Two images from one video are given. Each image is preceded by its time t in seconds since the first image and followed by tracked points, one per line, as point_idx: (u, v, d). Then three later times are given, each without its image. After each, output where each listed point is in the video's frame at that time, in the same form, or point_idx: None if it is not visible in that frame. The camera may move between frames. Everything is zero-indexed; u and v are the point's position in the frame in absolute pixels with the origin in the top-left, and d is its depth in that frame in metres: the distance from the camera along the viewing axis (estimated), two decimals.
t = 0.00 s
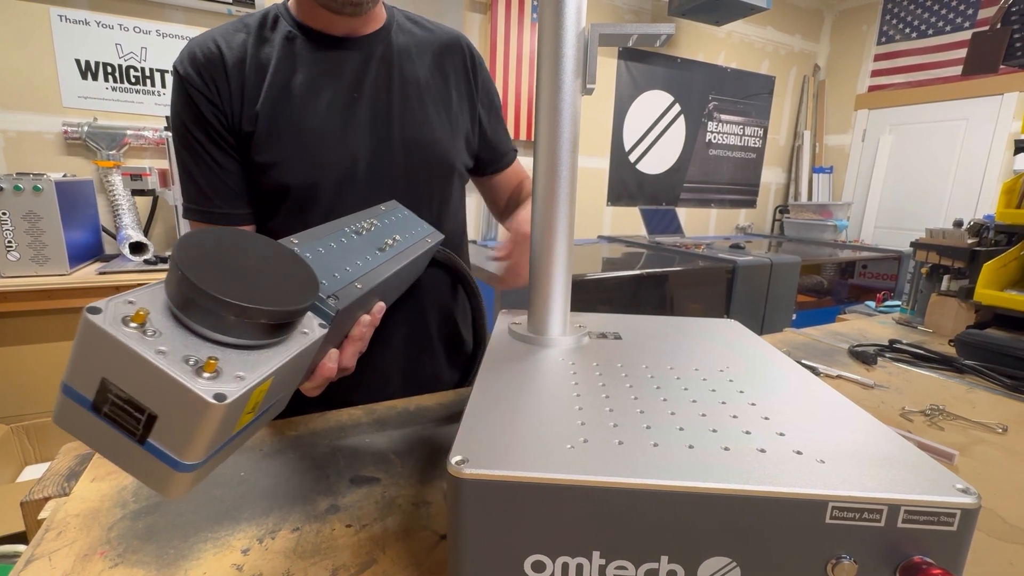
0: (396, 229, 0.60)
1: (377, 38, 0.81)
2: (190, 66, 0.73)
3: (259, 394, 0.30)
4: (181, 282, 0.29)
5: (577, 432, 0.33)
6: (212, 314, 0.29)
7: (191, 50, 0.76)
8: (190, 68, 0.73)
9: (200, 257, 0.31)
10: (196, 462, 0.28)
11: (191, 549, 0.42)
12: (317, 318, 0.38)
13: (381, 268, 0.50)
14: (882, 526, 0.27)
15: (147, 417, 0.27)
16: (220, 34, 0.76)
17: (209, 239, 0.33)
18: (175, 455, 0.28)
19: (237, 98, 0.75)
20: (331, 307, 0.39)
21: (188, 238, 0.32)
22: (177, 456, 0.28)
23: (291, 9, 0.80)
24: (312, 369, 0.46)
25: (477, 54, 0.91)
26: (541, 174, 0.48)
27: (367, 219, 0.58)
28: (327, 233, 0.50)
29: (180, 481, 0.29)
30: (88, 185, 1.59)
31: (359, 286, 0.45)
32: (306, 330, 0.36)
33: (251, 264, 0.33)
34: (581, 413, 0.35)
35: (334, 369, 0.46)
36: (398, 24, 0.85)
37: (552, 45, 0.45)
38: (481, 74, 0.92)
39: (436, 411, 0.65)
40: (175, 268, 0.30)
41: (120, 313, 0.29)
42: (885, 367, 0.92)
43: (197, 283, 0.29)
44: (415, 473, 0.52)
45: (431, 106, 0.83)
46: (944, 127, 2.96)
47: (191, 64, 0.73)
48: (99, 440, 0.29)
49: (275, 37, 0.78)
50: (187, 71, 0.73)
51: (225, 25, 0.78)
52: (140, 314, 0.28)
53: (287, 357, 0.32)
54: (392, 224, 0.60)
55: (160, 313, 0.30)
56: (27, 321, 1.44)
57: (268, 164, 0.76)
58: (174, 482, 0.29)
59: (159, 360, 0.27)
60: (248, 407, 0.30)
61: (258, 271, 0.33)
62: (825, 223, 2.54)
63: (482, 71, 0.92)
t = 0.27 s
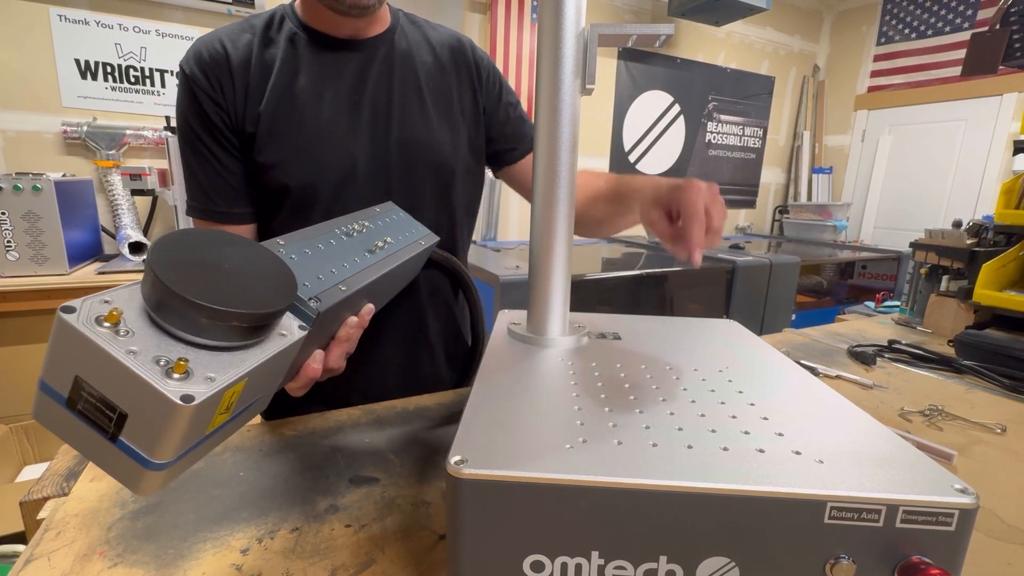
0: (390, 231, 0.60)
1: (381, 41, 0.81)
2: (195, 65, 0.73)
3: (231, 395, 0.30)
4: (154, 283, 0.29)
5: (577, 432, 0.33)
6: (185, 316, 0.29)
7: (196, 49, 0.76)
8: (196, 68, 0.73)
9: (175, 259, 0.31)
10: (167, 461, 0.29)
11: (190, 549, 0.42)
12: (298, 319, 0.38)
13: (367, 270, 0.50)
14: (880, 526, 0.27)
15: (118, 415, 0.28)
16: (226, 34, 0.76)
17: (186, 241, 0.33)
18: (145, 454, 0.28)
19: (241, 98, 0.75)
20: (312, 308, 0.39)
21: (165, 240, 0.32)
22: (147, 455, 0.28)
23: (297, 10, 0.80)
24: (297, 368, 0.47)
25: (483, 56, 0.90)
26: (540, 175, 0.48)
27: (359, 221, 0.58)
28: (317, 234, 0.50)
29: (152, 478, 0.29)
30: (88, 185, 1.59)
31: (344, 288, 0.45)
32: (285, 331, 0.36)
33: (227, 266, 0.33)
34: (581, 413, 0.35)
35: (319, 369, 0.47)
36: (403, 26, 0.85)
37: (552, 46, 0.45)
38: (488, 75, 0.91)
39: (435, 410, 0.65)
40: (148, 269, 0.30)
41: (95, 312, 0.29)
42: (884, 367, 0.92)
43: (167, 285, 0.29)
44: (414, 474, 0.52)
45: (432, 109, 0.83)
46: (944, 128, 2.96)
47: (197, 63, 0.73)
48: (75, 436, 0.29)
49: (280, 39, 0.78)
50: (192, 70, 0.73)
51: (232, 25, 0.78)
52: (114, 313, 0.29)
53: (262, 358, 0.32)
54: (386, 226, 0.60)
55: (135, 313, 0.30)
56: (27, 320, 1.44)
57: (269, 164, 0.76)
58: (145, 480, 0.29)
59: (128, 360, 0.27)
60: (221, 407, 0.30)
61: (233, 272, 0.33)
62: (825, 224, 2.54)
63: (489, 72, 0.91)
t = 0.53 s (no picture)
0: (389, 233, 0.60)
1: (381, 41, 0.80)
2: (197, 66, 0.73)
3: (217, 394, 0.30)
4: (144, 282, 0.29)
5: (576, 432, 0.33)
6: (172, 316, 0.29)
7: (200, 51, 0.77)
8: (198, 69, 0.73)
9: (168, 258, 0.31)
10: (151, 457, 0.29)
11: (188, 550, 0.42)
12: (288, 320, 0.37)
13: (361, 273, 0.50)
14: (879, 526, 0.27)
15: (106, 410, 0.28)
16: (228, 36, 0.77)
17: (182, 240, 0.33)
18: (130, 450, 0.28)
19: (240, 98, 0.75)
20: (302, 310, 0.39)
21: (158, 240, 0.32)
22: (132, 451, 0.28)
23: (300, 10, 0.80)
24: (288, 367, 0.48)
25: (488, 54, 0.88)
26: (540, 175, 0.48)
27: (357, 222, 0.58)
28: (315, 232, 0.50)
29: (137, 473, 0.29)
30: (86, 185, 1.59)
31: (334, 291, 0.44)
32: (274, 332, 0.35)
33: (219, 266, 0.33)
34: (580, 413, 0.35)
35: (309, 369, 0.48)
36: (405, 26, 0.84)
37: (551, 45, 0.45)
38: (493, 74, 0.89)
39: (434, 410, 0.65)
40: (140, 268, 0.30)
41: (86, 308, 0.29)
42: (883, 368, 0.92)
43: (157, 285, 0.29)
44: (412, 473, 0.52)
45: (431, 110, 0.82)
46: (942, 128, 2.96)
47: (199, 63, 0.74)
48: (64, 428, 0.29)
49: (281, 39, 0.77)
50: (194, 70, 0.73)
51: (236, 27, 0.78)
52: (105, 311, 0.29)
53: (248, 359, 0.32)
54: (384, 227, 0.60)
55: (126, 310, 0.30)
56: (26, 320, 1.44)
57: (266, 165, 0.76)
58: (130, 474, 0.29)
59: (115, 357, 0.27)
60: (206, 406, 0.30)
61: (223, 274, 0.32)
62: (824, 224, 2.54)
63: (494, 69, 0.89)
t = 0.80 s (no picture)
0: (381, 235, 0.60)
1: (378, 41, 0.80)
2: (196, 68, 0.74)
3: (187, 400, 0.30)
4: (110, 288, 0.29)
5: (574, 433, 0.33)
6: (139, 322, 0.29)
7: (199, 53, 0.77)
8: (197, 71, 0.74)
9: (135, 263, 0.31)
10: (121, 464, 0.29)
11: (186, 550, 0.42)
12: (265, 325, 0.37)
13: (348, 274, 0.50)
14: (876, 525, 0.27)
15: (73, 417, 0.28)
16: (227, 37, 0.77)
17: (153, 245, 0.33)
18: (98, 456, 0.28)
19: (238, 100, 0.75)
20: (282, 314, 0.38)
21: (128, 245, 0.32)
22: (100, 457, 0.28)
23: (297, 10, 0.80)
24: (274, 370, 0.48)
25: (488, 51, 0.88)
26: (538, 176, 0.48)
27: (351, 223, 0.58)
28: (301, 236, 0.50)
29: (108, 480, 0.29)
30: (85, 185, 1.58)
31: (318, 294, 0.44)
32: (250, 337, 0.35)
33: (190, 270, 0.33)
34: (577, 414, 0.35)
35: (295, 372, 0.48)
36: (404, 25, 0.84)
37: (550, 45, 0.45)
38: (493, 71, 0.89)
39: (432, 410, 0.65)
40: (106, 274, 0.29)
41: (53, 315, 0.29)
42: (881, 368, 0.92)
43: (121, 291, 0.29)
44: (410, 474, 0.52)
45: (428, 108, 0.82)
46: (940, 128, 2.97)
47: (197, 66, 0.74)
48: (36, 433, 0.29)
49: (279, 40, 0.78)
50: (192, 73, 0.74)
51: (235, 28, 0.78)
52: (72, 318, 0.29)
53: (220, 365, 0.31)
54: (377, 229, 0.60)
55: (95, 317, 0.30)
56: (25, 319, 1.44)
57: (264, 165, 0.76)
58: (101, 481, 0.29)
59: (78, 365, 0.27)
60: (176, 412, 0.30)
61: (193, 279, 0.32)
62: (822, 224, 2.54)
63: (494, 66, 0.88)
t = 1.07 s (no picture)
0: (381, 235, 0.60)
1: (370, 37, 0.79)
2: (188, 71, 0.74)
3: (189, 400, 0.30)
4: (111, 288, 0.29)
5: (574, 432, 0.33)
6: (139, 322, 0.29)
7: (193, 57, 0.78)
8: (189, 74, 0.74)
9: (136, 262, 0.31)
10: (121, 464, 0.28)
11: (185, 550, 0.41)
12: (267, 325, 0.37)
13: (350, 274, 0.50)
14: (877, 526, 0.27)
15: (73, 416, 0.28)
16: (219, 38, 0.77)
17: (155, 244, 0.33)
18: (99, 457, 0.28)
19: (229, 100, 0.75)
20: (283, 313, 0.39)
21: (130, 244, 0.32)
22: (100, 458, 0.28)
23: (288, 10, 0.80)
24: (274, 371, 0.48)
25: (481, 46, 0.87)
26: (538, 175, 0.48)
27: (349, 223, 0.57)
28: (298, 237, 0.50)
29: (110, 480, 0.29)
30: (83, 184, 1.58)
31: (320, 294, 0.44)
32: (251, 337, 0.35)
33: (192, 269, 0.32)
34: (578, 413, 0.35)
35: (296, 372, 0.48)
36: (395, 21, 0.83)
37: (550, 45, 0.45)
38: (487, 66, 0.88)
39: (432, 410, 0.65)
40: (107, 274, 0.29)
41: (53, 315, 0.29)
42: (880, 368, 0.92)
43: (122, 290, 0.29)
44: (410, 474, 0.52)
45: (421, 105, 0.81)
46: (940, 128, 2.97)
47: (190, 68, 0.75)
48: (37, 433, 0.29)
49: (269, 39, 0.77)
50: (185, 75, 0.74)
51: (227, 29, 0.79)
52: (72, 316, 0.29)
53: (222, 365, 0.31)
54: (378, 229, 0.60)
55: (95, 316, 0.30)
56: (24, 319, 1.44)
57: (255, 165, 0.76)
58: (102, 482, 0.29)
59: (79, 364, 0.27)
60: (178, 412, 0.30)
61: (194, 279, 0.32)
62: (822, 224, 2.54)
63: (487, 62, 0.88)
